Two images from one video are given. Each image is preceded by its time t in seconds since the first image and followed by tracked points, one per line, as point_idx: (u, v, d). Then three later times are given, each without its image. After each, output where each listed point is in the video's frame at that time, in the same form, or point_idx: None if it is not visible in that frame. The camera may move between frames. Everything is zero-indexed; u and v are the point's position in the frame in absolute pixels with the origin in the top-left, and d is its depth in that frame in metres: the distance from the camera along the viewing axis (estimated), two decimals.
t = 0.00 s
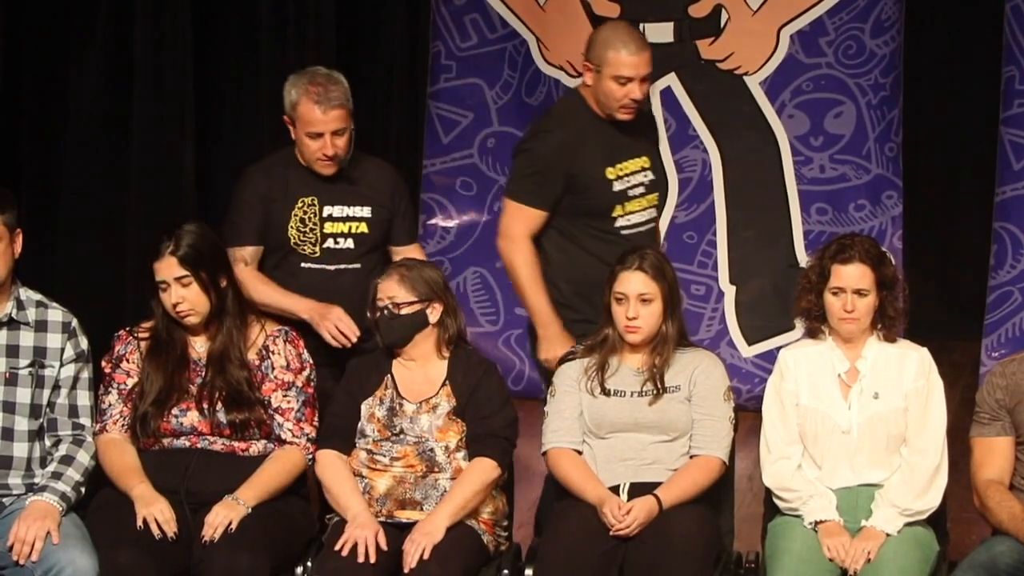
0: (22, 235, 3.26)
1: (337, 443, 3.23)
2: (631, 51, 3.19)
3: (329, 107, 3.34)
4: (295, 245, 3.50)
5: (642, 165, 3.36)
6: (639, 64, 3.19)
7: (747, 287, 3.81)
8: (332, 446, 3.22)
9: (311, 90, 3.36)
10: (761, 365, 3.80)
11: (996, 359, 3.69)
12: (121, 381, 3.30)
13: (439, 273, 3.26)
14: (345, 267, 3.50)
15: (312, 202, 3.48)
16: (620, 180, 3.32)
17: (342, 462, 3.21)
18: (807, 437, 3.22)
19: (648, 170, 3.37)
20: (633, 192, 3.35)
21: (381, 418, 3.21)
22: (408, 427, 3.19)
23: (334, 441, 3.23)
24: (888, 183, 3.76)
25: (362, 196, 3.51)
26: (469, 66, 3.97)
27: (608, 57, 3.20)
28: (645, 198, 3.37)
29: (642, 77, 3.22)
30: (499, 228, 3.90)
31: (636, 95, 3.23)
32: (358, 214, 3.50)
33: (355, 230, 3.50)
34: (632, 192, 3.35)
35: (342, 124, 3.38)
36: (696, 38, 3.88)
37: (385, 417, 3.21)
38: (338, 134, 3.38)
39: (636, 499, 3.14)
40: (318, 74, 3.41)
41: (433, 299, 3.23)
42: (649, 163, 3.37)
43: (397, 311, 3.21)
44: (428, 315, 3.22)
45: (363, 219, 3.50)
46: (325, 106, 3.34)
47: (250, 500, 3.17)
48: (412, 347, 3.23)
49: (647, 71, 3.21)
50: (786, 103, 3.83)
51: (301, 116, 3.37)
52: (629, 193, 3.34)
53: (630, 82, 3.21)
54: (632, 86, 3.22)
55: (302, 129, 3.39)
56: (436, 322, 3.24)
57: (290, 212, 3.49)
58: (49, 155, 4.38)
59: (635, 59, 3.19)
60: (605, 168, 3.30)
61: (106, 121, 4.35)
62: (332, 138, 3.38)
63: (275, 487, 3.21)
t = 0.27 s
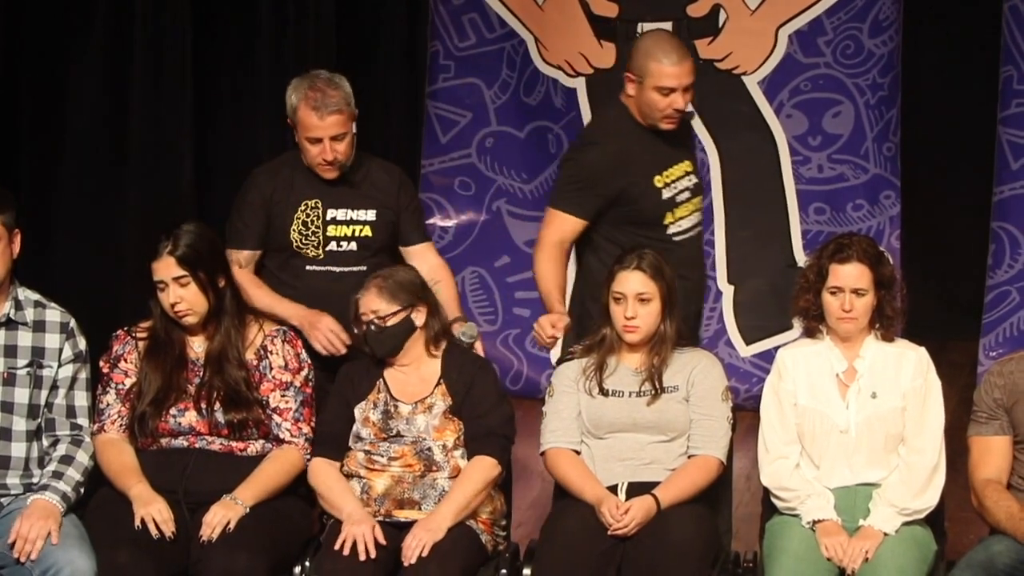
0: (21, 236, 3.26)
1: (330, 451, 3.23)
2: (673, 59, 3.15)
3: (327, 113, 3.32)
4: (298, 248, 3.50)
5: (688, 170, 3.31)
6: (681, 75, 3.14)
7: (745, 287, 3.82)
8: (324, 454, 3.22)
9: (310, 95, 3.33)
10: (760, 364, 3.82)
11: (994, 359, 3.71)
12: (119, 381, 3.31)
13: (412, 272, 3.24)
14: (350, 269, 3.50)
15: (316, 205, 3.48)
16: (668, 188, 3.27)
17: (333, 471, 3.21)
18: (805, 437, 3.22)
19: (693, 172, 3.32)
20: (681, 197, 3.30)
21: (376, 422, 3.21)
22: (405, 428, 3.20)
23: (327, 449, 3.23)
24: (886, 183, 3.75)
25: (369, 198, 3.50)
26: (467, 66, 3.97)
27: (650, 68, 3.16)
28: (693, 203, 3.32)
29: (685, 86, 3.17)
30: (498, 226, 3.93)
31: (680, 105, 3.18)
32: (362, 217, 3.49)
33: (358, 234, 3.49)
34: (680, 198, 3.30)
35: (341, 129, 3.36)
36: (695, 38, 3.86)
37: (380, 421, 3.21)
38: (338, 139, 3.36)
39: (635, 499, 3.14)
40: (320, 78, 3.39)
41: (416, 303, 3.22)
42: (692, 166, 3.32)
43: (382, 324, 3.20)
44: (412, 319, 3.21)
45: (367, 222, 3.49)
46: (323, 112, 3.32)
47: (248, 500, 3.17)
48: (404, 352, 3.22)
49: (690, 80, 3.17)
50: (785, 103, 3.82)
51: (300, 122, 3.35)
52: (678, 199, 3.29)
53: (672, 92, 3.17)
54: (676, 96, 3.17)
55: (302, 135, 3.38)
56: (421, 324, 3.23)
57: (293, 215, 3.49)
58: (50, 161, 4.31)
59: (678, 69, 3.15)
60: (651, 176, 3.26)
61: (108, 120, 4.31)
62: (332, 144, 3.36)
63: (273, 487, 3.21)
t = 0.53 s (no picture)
0: None
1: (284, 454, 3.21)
2: (673, 59, 3.09)
3: (271, 118, 3.29)
4: (247, 250, 3.48)
5: (692, 169, 3.27)
6: (683, 74, 3.08)
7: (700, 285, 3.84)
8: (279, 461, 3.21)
9: (256, 99, 3.31)
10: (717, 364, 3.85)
11: (947, 356, 3.76)
12: (72, 382, 3.29)
13: (344, 281, 3.18)
14: (299, 274, 3.49)
15: (266, 208, 3.46)
16: (672, 188, 3.23)
17: (288, 475, 3.20)
18: (760, 435, 3.23)
19: (699, 173, 3.28)
20: (686, 197, 3.25)
21: (329, 423, 3.20)
22: (358, 429, 3.18)
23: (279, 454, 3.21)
24: (840, 182, 3.78)
25: (321, 202, 3.47)
26: (422, 66, 3.97)
27: (652, 69, 3.10)
28: (697, 203, 3.27)
29: (688, 85, 3.11)
30: (455, 225, 3.95)
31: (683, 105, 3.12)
32: (313, 221, 3.47)
33: (308, 237, 3.48)
34: (685, 197, 3.25)
35: (288, 133, 3.33)
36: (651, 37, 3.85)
37: (333, 422, 3.19)
38: (284, 143, 3.33)
39: (591, 497, 3.14)
40: (269, 81, 3.36)
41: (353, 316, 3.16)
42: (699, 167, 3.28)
43: (331, 346, 3.16)
44: (354, 331, 3.18)
45: (318, 226, 3.47)
46: (268, 116, 3.29)
47: (203, 500, 3.17)
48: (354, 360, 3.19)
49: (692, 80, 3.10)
50: (740, 101, 3.84)
51: (247, 126, 3.32)
52: (682, 199, 3.25)
53: (675, 92, 3.11)
54: (679, 96, 3.11)
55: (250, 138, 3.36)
56: (365, 331, 3.20)
57: (243, 215, 3.47)
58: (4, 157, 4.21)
59: (679, 69, 3.09)
60: (654, 176, 3.21)
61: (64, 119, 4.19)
62: (277, 148, 3.34)
63: (228, 488, 3.20)
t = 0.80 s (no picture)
0: None
1: (227, 467, 3.20)
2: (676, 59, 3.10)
3: (207, 121, 3.27)
4: (186, 253, 3.46)
5: (688, 173, 3.27)
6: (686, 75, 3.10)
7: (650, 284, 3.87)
8: (226, 471, 3.20)
9: (191, 102, 3.29)
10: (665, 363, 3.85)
11: (895, 356, 3.82)
12: (19, 382, 3.27)
13: (266, 294, 3.13)
14: (240, 274, 3.47)
15: (204, 210, 3.44)
16: (660, 188, 3.23)
17: (234, 484, 3.19)
18: (709, 434, 3.23)
19: (695, 178, 3.28)
20: (675, 199, 3.25)
21: (269, 429, 3.17)
22: (301, 431, 3.17)
23: (224, 465, 3.20)
24: (789, 182, 3.81)
25: (259, 201, 3.46)
26: (371, 65, 3.95)
27: (654, 69, 3.11)
28: (688, 207, 3.28)
29: (690, 86, 3.12)
30: (404, 224, 3.95)
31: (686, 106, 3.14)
32: (252, 221, 3.46)
33: (249, 237, 3.47)
34: (675, 199, 3.26)
35: (223, 135, 3.31)
36: (599, 37, 3.86)
37: (274, 427, 3.17)
38: (220, 145, 3.32)
39: (540, 496, 3.14)
40: (202, 82, 3.34)
41: (277, 334, 3.12)
42: (697, 171, 3.29)
43: (273, 361, 3.13)
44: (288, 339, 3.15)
45: (257, 226, 3.47)
46: (203, 119, 3.27)
47: (151, 501, 3.16)
48: (294, 367, 3.17)
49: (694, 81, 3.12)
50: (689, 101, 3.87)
51: (182, 130, 3.30)
52: (671, 201, 3.24)
53: (679, 92, 3.12)
54: (682, 97, 3.13)
55: (184, 139, 3.34)
56: (295, 337, 3.17)
57: (180, 219, 3.45)
58: None
59: (681, 69, 3.10)
60: (643, 173, 3.21)
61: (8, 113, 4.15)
62: (213, 150, 3.32)
63: (175, 488, 3.20)
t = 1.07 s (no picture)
0: None
1: (168, 472, 3.20)
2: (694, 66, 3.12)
3: (131, 122, 3.25)
4: (115, 254, 3.45)
5: (704, 182, 3.33)
6: (701, 81, 3.11)
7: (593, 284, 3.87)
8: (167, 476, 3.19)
9: (115, 103, 3.26)
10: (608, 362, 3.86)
11: (837, 356, 3.82)
12: None
13: (179, 299, 3.10)
14: (174, 273, 3.46)
15: (134, 212, 3.43)
16: (676, 194, 3.30)
17: (173, 489, 3.18)
18: (653, 434, 3.24)
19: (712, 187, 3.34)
20: (691, 207, 3.33)
21: (203, 432, 3.16)
22: (234, 433, 3.16)
23: (165, 470, 3.20)
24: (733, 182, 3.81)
25: (188, 201, 3.44)
26: (314, 65, 3.94)
27: (671, 73, 3.14)
28: (704, 215, 3.34)
29: (705, 94, 3.14)
30: (347, 225, 3.94)
31: (699, 112, 3.16)
32: (182, 221, 3.44)
33: (180, 237, 3.45)
34: (690, 207, 3.33)
35: (149, 135, 3.29)
36: (542, 37, 3.88)
37: (208, 430, 3.16)
38: (146, 146, 3.30)
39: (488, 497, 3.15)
40: (127, 83, 3.32)
41: (194, 339, 3.09)
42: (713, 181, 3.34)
43: (195, 363, 3.11)
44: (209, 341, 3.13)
45: (188, 225, 3.45)
46: (128, 120, 3.25)
47: (93, 503, 3.15)
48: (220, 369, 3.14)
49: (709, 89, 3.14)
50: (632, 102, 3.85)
51: (107, 132, 3.28)
52: (685, 208, 3.32)
53: (692, 98, 3.14)
54: (695, 104, 3.15)
55: (111, 140, 3.31)
56: (216, 338, 3.15)
57: (110, 220, 3.44)
58: None
59: (698, 76, 3.12)
60: (661, 178, 3.28)
61: None
62: (139, 150, 3.30)
63: (118, 490, 3.19)
